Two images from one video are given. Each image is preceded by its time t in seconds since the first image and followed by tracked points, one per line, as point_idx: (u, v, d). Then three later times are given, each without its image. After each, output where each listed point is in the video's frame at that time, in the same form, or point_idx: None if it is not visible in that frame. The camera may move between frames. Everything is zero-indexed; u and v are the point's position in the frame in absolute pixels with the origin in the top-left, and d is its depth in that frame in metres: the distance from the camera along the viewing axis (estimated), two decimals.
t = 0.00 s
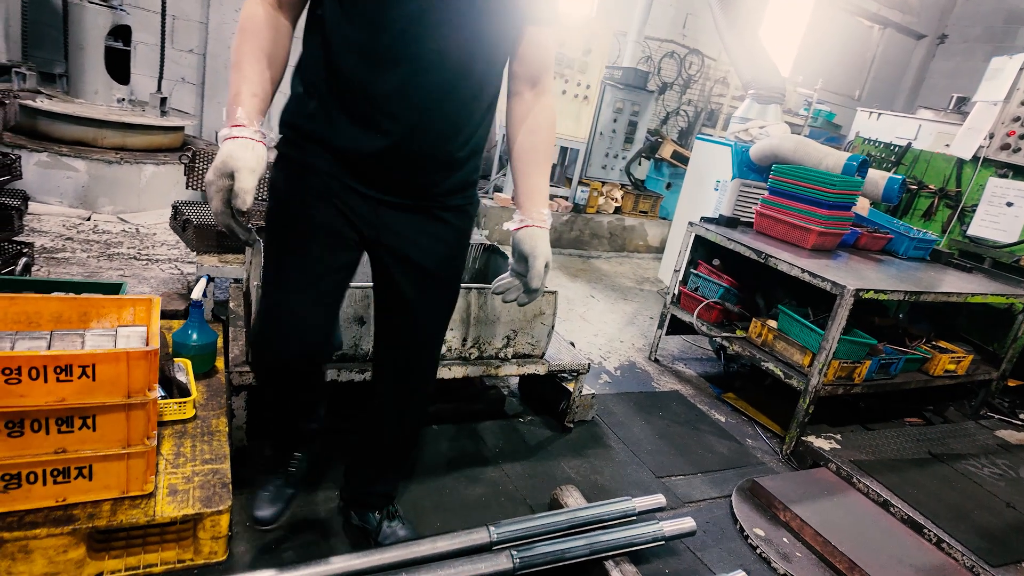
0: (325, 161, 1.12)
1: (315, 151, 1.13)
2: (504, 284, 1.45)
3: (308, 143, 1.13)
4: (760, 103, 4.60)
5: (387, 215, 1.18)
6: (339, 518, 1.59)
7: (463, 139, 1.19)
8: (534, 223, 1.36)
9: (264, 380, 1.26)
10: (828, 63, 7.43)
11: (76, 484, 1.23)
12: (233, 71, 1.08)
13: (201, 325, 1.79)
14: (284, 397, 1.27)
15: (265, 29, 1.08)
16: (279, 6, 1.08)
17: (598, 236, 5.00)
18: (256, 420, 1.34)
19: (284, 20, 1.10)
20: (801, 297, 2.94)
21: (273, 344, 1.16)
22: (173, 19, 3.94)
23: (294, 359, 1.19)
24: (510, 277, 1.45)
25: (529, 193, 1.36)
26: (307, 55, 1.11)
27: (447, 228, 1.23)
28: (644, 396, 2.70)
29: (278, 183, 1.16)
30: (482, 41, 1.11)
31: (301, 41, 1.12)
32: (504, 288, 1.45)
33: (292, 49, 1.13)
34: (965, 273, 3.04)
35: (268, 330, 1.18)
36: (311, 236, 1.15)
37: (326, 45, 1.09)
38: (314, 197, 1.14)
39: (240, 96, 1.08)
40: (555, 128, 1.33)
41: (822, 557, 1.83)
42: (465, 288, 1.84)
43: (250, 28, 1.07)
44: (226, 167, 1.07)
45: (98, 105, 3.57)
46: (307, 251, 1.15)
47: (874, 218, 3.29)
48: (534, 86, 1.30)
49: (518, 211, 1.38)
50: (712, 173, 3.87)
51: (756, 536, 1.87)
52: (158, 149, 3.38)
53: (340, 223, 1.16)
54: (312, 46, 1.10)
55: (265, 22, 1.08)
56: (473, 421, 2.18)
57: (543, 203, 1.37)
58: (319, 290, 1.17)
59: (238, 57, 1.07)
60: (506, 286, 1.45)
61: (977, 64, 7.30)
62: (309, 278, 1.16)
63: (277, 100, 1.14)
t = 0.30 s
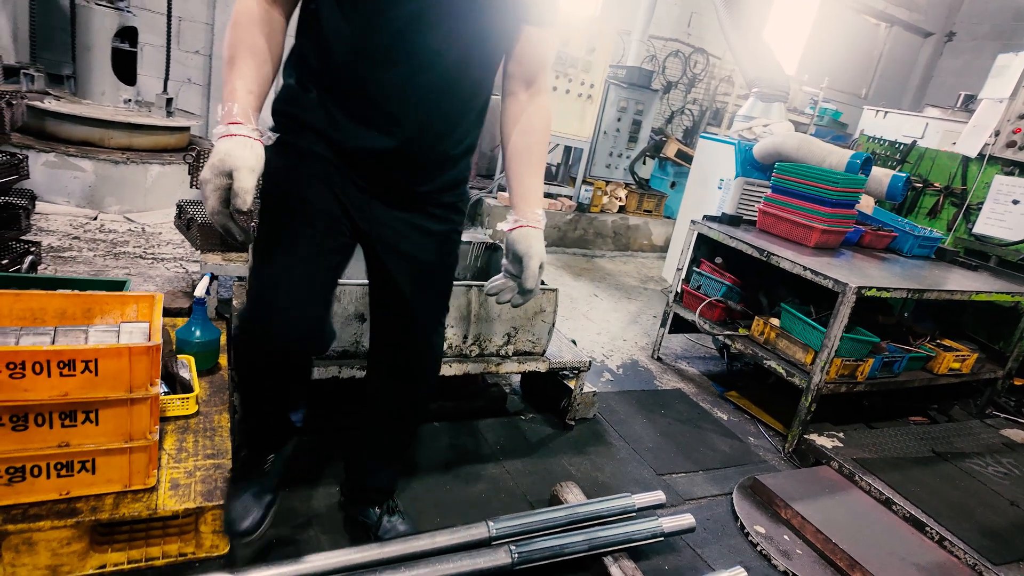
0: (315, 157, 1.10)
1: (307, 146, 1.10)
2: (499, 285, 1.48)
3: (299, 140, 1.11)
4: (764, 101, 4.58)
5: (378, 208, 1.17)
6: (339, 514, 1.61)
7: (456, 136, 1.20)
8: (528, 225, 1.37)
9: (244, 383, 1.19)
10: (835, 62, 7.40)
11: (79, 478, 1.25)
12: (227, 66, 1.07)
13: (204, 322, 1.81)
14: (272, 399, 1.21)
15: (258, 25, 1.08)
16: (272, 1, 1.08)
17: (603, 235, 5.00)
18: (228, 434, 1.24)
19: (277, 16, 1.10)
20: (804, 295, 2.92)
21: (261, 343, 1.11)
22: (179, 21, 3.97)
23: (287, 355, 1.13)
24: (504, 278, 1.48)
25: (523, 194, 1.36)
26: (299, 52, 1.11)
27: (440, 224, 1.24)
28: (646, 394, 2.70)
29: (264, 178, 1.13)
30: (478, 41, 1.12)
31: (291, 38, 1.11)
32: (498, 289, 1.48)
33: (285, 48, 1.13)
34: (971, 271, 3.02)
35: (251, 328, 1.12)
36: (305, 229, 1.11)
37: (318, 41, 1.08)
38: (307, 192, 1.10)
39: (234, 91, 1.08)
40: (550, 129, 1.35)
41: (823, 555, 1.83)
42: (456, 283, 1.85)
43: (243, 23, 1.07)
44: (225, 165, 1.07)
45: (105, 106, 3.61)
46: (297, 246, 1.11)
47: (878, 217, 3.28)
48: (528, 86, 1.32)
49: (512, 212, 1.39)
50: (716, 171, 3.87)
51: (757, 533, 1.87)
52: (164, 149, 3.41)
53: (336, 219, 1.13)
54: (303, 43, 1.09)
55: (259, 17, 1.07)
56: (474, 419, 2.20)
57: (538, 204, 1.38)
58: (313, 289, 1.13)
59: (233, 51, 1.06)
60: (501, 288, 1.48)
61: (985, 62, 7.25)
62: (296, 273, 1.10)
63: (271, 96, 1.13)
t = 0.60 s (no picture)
0: (308, 154, 1.09)
1: (300, 142, 1.09)
2: (491, 285, 1.46)
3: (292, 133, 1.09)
4: (768, 99, 4.55)
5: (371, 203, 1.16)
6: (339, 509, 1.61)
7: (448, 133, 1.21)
8: (521, 223, 1.38)
9: (224, 391, 1.12)
10: (840, 60, 7.36)
11: (80, 471, 1.26)
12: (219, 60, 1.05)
13: (206, 318, 1.84)
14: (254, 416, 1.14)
15: (250, 18, 1.05)
16: None
17: (607, 234, 5.00)
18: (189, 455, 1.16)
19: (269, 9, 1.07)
20: (807, 293, 2.91)
21: (250, 345, 1.06)
22: (184, 21, 3.99)
23: (277, 353, 1.12)
24: (496, 278, 1.46)
25: (516, 193, 1.38)
26: (291, 48, 1.09)
27: (435, 219, 1.25)
28: (648, 392, 2.70)
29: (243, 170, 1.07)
30: (472, 39, 1.13)
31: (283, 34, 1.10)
32: (491, 289, 1.46)
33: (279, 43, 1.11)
34: (976, 269, 3.00)
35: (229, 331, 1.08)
36: (301, 223, 1.09)
37: (309, 34, 1.06)
38: (302, 188, 1.09)
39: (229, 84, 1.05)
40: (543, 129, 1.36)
41: (824, 552, 1.82)
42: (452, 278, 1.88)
43: (236, 16, 1.04)
44: (220, 162, 1.04)
45: (111, 106, 3.64)
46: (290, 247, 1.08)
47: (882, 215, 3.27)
48: (522, 85, 1.33)
49: (505, 211, 1.40)
50: (719, 170, 3.86)
51: (757, 530, 1.86)
52: (169, 148, 3.43)
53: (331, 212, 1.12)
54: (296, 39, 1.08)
55: (253, 10, 1.05)
56: (475, 416, 2.20)
57: (531, 203, 1.39)
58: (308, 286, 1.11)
59: (226, 45, 1.04)
60: (493, 287, 1.46)
61: (992, 60, 7.20)
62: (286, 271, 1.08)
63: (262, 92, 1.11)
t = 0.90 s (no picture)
0: (300, 155, 1.08)
1: (291, 142, 1.08)
2: (484, 287, 1.44)
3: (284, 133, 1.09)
4: (771, 97, 4.53)
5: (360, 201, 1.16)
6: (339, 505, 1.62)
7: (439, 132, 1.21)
8: (514, 223, 1.37)
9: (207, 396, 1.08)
10: (846, 59, 7.33)
11: (81, 464, 1.27)
12: (206, 56, 0.99)
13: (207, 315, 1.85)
14: (238, 421, 1.11)
15: (242, 14, 1.00)
16: None
17: (610, 233, 5.00)
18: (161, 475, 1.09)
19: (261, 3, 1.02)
20: (809, 291, 2.90)
21: (239, 348, 1.03)
22: (189, 21, 4.02)
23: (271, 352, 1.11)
24: (488, 279, 1.44)
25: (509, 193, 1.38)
26: (280, 45, 1.07)
27: (426, 217, 1.26)
28: (650, 390, 2.70)
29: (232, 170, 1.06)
30: (464, 39, 1.13)
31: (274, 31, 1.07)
32: (484, 290, 1.44)
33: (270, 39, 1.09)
34: (980, 266, 2.98)
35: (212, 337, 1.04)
36: (292, 224, 1.09)
37: (297, 29, 1.04)
38: (292, 189, 1.08)
39: (218, 84, 0.99)
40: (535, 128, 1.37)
41: (825, 549, 1.81)
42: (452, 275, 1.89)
43: (226, 11, 0.98)
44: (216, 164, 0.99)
45: (116, 106, 3.67)
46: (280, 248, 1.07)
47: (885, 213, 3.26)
48: (515, 84, 1.34)
49: (497, 211, 1.39)
50: (722, 168, 3.86)
51: (758, 528, 1.86)
52: (174, 147, 3.46)
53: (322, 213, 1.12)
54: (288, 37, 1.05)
55: (244, 6, 1.00)
56: (476, 413, 2.21)
57: (524, 203, 1.38)
58: (296, 288, 1.09)
59: (216, 42, 0.98)
60: (487, 288, 1.44)
61: (999, 57, 7.15)
62: (270, 274, 1.06)
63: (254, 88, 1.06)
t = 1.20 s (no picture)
0: (281, 163, 1.04)
1: (273, 149, 1.04)
2: (473, 298, 1.43)
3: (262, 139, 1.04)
4: (776, 95, 4.52)
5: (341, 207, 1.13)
6: (342, 501, 1.63)
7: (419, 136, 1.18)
8: (504, 231, 1.37)
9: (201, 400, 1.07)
10: (852, 57, 7.30)
11: (88, 459, 1.29)
12: (188, 64, 0.91)
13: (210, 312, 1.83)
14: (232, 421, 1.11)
15: (226, 16, 0.91)
16: None
17: (614, 232, 5.00)
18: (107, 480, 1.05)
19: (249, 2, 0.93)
20: (813, 289, 2.90)
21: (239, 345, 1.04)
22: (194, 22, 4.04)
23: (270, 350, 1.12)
24: (477, 290, 1.44)
25: (498, 200, 1.37)
26: (259, 46, 0.99)
27: (412, 220, 1.24)
28: (653, 388, 2.70)
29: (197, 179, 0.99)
30: (455, 45, 1.11)
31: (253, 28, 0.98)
32: (474, 300, 1.44)
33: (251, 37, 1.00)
34: (986, 264, 2.97)
35: (174, 341, 1.02)
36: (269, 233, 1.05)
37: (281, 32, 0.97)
38: (272, 197, 1.05)
39: (201, 93, 0.91)
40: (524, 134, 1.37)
41: (828, 547, 1.81)
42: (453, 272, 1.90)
43: (208, 14, 0.89)
44: (207, 184, 0.89)
45: (123, 106, 3.70)
46: (255, 261, 1.03)
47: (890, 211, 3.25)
48: (504, 91, 1.33)
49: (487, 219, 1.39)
50: (726, 166, 3.86)
51: (761, 525, 1.86)
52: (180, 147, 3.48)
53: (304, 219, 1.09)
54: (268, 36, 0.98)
55: (228, 7, 0.91)
56: (480, 411, 2.21)
57: (513, 211, 1.38)
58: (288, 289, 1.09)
59: (199, 48, 0.89)
60: (477, 298, 1.43)
61: (1007, 54, 7.11)
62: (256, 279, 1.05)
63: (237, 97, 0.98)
